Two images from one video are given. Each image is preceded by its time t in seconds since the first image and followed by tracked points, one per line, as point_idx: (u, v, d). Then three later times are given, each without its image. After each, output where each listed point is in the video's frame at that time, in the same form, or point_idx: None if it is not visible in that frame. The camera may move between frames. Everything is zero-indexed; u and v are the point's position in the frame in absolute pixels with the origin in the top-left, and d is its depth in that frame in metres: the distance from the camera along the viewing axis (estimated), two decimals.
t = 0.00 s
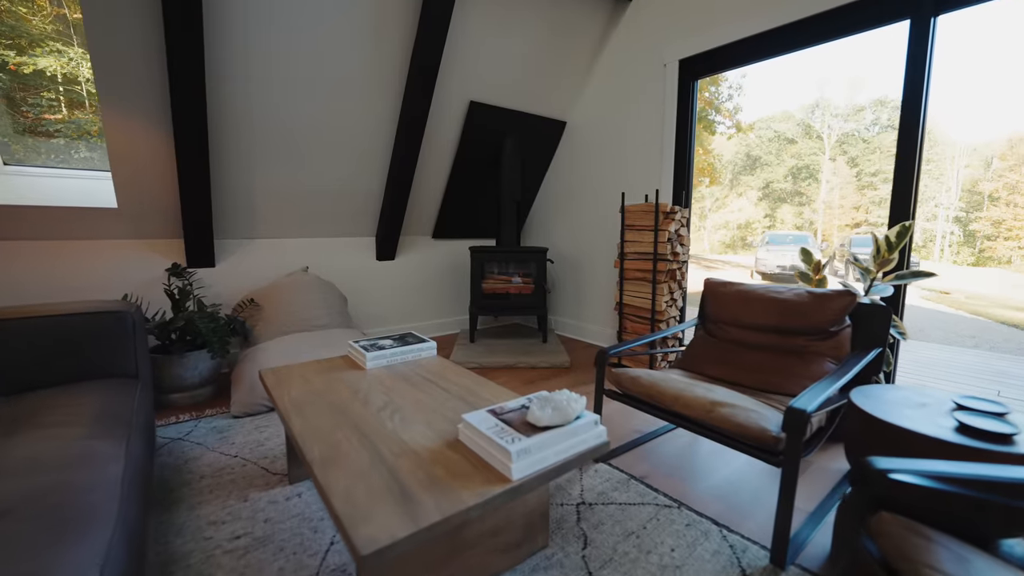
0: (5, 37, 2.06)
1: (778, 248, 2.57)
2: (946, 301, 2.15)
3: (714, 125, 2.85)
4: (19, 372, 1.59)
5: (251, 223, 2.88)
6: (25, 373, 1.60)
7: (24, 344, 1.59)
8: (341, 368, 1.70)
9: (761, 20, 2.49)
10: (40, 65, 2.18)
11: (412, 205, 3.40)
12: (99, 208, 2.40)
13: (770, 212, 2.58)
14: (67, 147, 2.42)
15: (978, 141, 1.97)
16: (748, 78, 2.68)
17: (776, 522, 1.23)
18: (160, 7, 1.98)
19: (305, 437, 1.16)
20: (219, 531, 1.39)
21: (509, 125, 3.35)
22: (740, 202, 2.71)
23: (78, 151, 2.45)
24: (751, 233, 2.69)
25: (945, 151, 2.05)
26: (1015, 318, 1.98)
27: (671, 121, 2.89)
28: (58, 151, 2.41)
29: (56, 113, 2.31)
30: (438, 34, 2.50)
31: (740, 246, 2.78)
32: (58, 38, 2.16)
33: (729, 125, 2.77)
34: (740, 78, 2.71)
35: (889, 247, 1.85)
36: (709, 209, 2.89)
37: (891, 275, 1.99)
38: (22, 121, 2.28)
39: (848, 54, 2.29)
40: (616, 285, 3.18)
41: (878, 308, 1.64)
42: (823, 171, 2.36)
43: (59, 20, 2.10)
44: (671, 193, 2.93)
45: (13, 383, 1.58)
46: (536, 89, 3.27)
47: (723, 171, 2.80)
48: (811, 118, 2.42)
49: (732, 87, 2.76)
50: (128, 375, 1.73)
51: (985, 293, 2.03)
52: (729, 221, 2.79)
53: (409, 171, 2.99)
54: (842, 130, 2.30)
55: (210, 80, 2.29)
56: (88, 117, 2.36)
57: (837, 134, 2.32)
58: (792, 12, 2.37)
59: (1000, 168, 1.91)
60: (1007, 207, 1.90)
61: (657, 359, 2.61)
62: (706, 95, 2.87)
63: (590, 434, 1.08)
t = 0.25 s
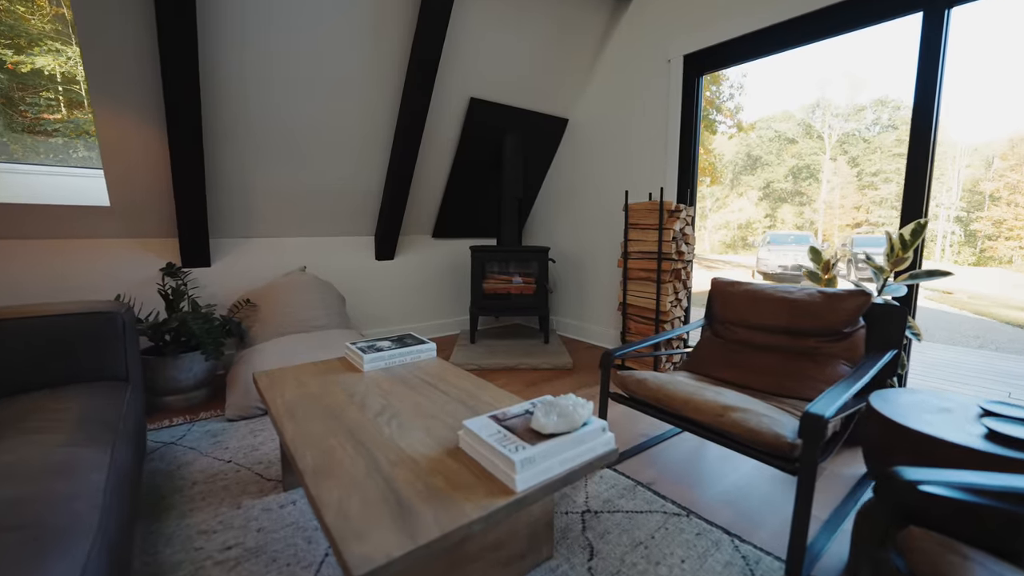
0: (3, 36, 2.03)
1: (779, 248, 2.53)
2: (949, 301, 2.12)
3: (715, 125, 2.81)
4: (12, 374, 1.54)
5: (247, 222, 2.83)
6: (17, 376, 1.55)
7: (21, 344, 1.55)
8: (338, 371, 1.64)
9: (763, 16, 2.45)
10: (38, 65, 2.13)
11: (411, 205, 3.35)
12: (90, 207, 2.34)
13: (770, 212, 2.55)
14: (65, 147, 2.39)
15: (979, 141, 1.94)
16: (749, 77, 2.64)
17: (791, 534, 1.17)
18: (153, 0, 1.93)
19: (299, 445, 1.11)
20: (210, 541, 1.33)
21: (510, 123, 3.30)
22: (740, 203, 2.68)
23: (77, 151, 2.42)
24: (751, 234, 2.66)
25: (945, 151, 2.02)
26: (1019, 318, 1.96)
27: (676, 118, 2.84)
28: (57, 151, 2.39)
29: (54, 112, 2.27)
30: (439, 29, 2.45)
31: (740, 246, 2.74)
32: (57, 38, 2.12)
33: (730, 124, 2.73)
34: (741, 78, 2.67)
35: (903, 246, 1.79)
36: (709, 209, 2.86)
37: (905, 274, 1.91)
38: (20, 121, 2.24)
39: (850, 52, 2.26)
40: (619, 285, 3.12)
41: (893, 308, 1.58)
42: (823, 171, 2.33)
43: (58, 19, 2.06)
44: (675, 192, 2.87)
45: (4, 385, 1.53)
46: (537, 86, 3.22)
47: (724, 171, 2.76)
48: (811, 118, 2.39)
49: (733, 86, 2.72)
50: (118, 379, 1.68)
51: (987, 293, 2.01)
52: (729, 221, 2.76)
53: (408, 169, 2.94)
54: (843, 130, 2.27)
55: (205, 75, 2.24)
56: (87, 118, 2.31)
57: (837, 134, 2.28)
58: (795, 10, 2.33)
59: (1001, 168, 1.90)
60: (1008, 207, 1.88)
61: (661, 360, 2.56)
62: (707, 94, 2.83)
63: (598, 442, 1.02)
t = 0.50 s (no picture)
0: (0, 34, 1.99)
1: (780, 247, 2.49)
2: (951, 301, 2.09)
3: (714, 124, 2.77)
4: (7, 374, 1.51)
5: (242, 220, 2.77)
6: (13, 376, 1.52)
7: (14, 344, 1.51)
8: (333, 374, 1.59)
9: (764, 13, 2.42)
10: (35, 63, 2.08)
11: (409, 203, 3.30)
12: (81, 205, 2.28)
13: (770, 212, 2.51)
14: (63, 145, 2.35)
15: (978, 141, 1.93)
16: (749, 76, 2.61)
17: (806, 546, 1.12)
18: None
19: (290, 453, 1.05)
20: (198, 552, 1.28)
21: (511, 120, 3.24)
22: (740, 203, 2.64)
23: (75, 150, 2.38)
24: (751, 233, 2.63)
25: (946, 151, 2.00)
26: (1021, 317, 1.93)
27: (677, 113, 2.79)
28: (55, 150, 2.35)
29: (52, 111, 2.22)
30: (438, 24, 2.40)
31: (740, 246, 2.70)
32: (54, 36, 2.06)
33: (731, 124, 2.70)
34: (742, 77, 2.64)
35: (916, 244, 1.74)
36: (709, 209, 2.83)
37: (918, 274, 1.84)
38: (18, 119, 2.21)
39: (851, 50, 2.23)
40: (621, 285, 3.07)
41: (908, 309, 1.53)
42: (823, 170, 2.30)
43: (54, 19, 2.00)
44: (678, 190, 2.82)
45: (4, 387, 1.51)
46: (537, 83, 3.16)
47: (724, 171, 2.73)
48: (811, 118, 2.37)
49: (734, 85, 2.68)
50: (106, 382, 1.63)
51: (990, 292, 1.98)
52: (729, 221, 2.73)
53: (406, 168, 2.89)
54: (843, 130, 2.24)
55: (198, 70, 2.18)
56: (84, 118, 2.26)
57: (837, 134, 2.26)
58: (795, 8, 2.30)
59: (1001, 168, 1.89)
60: (1009, 207, 1.87)
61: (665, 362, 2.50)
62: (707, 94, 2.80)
63: (604, 449, 0.97)
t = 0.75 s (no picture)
0: None
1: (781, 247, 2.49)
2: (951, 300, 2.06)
3: (714, 124, 2.74)
4: (5, 373, 1.47)
5: (236, 218, 2.71)
6: (10, 375, 1.48)
7: (9, 344, 1.47)
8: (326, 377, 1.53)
9: (765, 11, 2.38)
10: (30, 61, 2.03)
11: (407, 202, 3.25)
12: (69, 202, 2.23)
13: (770, 212, 2.50)
14: (59, 144, 2.29)
15: (979, 140, 1.90)
16: (750, 76, 2.58)
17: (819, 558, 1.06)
18: None
19: (277, 461, 1.00)
20: (183, 563, 1.22)
21: (510, 117, 3.19)
22: (740, 203, 2.63)
23: (71, 149, 2.33)
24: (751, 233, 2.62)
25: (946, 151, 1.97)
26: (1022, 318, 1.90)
27: (679, 110, 2.74)
28: (50, 150, 2.30)
29: (47, 110, 2.17)
30: (437, 18, 2.34)
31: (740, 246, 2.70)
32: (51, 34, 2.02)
33: (731, 123, 2.66)
34: (742, 76, 2.61)
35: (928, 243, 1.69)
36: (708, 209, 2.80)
37: (929, 274, 1.78)
38: (13, 118, 2.16)
39: (850, 49, 2.21)
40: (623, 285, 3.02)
41: (921, 309, 1.48)
42: (823, 171, 2.28)
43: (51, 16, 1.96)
44: (681, 188, 2.77)
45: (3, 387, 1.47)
46: (537, 80, 3.11)
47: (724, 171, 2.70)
48: (811, 118, 2.35)
49: (735, 85, 2.65)
50: (91, 385, 1.57)
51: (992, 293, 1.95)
52: (728, 221, 2.71)
53: (403, 166, 2.83)
54: (842, 130, 2.23)
55: (190, 64, 2.12)
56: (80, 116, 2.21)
57: (836, 134, 2.24)
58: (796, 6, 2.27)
59: (999, 168, 1.86)
60: (1008, 207, 1.84)
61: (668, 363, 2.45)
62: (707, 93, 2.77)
63: (608, 458, 0.91)
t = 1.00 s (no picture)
0: None
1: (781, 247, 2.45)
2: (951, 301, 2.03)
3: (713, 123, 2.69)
4: (5, 374, 1.44)
5: (229, 217, 2.66)
6: (8, 375, 1.44)
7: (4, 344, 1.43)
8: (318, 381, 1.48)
9: (764, 10, 2.35)
10: (26, 59, 1.98)
11: (404, 201, 3.19)
12: (57, 199, 2.17)
13: (769, 212, 2.47)
14: (55, 144, 2.23)
15: (979, 141, 1.87)
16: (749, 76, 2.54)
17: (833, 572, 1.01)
18: None
19: (262, 471, 0.95)
20: None
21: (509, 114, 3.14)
22: (739, 203, 2.59)
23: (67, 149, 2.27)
24: (751, 233, 2.59)
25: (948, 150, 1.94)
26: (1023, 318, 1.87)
27: (682, 106, 2.68)
28: (46, 149, 2.23)
29: (43, 109, 2.11)
30: (433, 11, 2.29)
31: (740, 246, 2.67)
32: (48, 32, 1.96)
33: (731, 123, 2.62)
34: (742, 75, 2.57)
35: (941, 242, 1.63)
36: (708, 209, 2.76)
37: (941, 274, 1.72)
38: (9, 117, 2.10)
39: (850, 48, 2.18)
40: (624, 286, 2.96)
41: (935, 311, 1.42)
42: (822, 171, 2.25)
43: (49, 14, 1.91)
44: (683, 187, 2.71)
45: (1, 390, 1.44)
46: (536, 77, 3.06)
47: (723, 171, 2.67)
48: (810, 118, 2.32)
49: (735, 84, 2.61)
50: (75, 388, 1.52)
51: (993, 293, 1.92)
52: (728, 221, 2.67)
53: (400, 164, 2.78)
54: (841, 130, 2.20)
55: (180, 56, 2.07)
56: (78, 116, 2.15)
57: (836, 134, 2.21)
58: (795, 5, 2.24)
59: (998, 169, 1.83)
60: (1008, 207, 1.82)
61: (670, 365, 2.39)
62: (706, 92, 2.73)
63: (612, 469, 0.86)
